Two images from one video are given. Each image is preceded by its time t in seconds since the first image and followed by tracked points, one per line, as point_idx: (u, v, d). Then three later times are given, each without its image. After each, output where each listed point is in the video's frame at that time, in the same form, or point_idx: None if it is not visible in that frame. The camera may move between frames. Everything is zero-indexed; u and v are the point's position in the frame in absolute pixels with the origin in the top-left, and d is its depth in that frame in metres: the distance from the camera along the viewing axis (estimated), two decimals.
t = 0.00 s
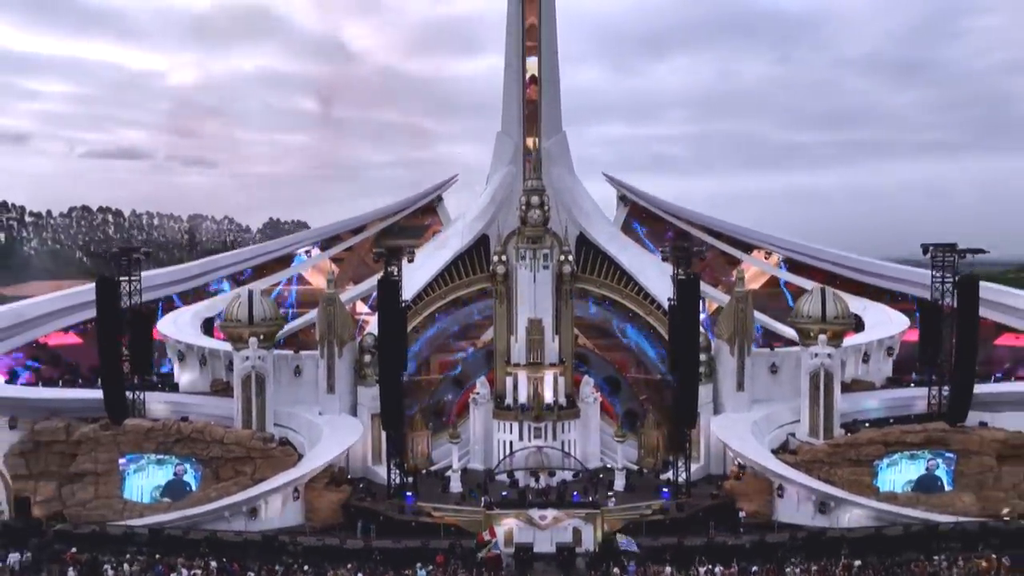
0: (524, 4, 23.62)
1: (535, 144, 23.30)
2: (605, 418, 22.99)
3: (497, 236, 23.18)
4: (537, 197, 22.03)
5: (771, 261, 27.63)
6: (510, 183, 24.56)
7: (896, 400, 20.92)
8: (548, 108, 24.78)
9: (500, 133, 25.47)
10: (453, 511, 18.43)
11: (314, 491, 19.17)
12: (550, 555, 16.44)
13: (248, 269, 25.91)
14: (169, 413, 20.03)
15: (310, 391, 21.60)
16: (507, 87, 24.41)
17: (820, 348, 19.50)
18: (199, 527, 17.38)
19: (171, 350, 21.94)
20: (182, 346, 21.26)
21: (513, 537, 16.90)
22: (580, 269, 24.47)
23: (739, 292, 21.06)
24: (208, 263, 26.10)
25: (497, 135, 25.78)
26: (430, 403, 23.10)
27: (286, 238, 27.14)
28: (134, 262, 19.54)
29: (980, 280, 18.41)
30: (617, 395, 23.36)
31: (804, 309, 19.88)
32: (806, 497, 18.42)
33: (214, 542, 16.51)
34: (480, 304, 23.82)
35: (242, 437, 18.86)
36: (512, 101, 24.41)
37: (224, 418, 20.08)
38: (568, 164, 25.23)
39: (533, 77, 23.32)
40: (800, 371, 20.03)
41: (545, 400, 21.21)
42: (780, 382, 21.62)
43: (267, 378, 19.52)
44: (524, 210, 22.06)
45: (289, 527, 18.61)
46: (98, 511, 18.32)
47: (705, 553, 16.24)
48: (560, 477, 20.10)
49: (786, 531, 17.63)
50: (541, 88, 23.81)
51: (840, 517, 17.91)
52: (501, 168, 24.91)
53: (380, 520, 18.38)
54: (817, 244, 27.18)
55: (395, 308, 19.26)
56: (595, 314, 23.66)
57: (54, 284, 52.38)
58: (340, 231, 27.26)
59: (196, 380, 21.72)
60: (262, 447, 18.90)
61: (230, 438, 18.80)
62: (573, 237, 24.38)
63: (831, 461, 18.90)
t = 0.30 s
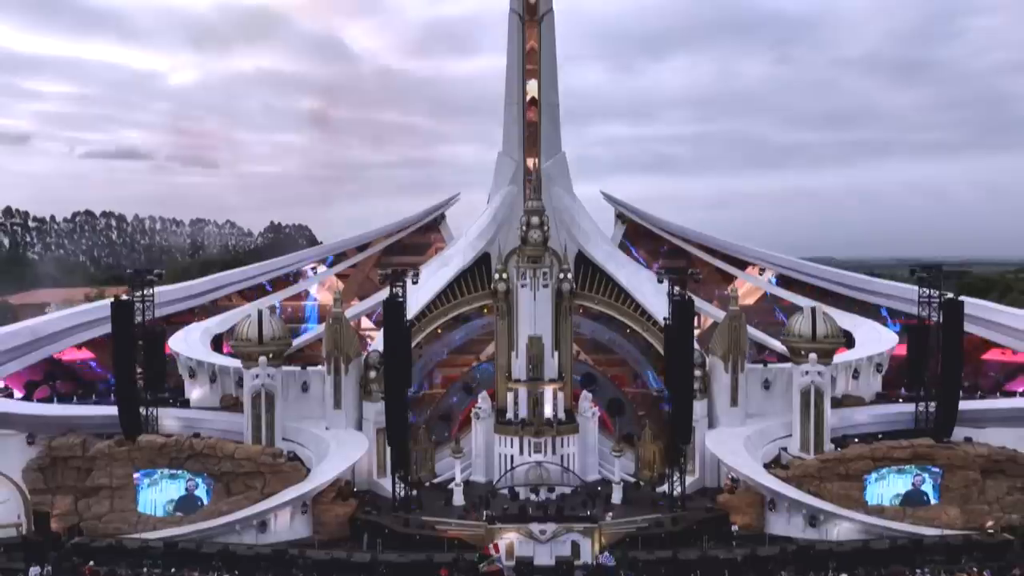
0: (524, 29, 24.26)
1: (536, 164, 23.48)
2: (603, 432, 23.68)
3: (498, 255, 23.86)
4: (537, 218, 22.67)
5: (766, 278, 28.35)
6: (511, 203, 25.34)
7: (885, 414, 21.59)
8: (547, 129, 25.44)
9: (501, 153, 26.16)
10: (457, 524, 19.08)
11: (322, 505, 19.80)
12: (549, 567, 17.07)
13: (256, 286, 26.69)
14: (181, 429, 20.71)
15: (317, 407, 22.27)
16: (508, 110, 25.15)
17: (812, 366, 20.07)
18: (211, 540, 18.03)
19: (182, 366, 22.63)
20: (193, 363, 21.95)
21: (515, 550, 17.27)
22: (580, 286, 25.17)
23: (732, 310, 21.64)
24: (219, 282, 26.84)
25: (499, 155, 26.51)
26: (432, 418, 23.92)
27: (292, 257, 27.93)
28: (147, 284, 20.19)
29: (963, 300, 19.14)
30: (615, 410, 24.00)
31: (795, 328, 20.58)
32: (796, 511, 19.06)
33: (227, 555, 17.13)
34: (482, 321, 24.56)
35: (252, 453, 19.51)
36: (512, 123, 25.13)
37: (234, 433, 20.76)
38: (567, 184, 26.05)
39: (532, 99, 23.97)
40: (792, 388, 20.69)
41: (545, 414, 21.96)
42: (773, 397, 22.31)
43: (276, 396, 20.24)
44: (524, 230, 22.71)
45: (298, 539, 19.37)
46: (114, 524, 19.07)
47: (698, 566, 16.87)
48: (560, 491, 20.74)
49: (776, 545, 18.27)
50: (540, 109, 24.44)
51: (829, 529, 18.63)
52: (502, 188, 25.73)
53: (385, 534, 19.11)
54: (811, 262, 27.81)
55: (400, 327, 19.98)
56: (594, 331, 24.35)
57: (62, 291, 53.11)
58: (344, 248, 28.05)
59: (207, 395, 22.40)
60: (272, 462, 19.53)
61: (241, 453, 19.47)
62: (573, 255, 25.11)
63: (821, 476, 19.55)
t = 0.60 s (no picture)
0: (524, 40, 24.94)
1: (536, 173, 24.05)
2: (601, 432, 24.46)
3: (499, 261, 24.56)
4: (536, 226, 23.36)
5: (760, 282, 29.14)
6: (512, 210, 26.10)
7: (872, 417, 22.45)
8: (547, 137, 26.17)
9: (502, 161, 26.87)
10: (459, 523, 19.88)
11: (329, 504, 20.59)
12: (548, 565, 17.84)
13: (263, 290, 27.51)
14: (193, 431, 21.51)
15: (324, 409, 23.05)
16: (509, 119, 25.80)
17: (801, 371, 20.82)
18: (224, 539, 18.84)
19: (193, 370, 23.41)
20: (204, 367, 22.73)
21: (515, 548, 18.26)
22: (578, 291, 25.92)
23: (725, 316, 22.36)
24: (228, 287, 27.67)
25: (500, 163, 27.21)
26: (435, 418, 24.80)
27: (299, 262, 28.75)
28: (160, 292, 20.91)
29: (948, 308, 19.92)
30: (612, 410, 24.72)
31: (786, 334, 21.28)
32: (786, 511, 19.81)
33: (240, 554, 17.93)
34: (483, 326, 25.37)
35: (262, 455, 20.30)
36: (513, 131, 25.76)
37: (244, 435, 21.56)
38: (566, 192, 26.82)
39: (532, 109, 24.57)
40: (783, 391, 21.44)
41: (545, 416, 22.72)
42: (764, 400, 23.11)
43: (285, 400, 21.09)
44: (525, 238, 23.42)
45: (307, 536, 20.17)
46: (129, 523, 19.97)
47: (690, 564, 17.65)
48: (559, 491, 21.53)
49: (765, 543, 19.04)
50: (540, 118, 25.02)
51: (817, 528, 19.41)
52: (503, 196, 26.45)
53: (391, 532, 19.98)
54: (803, 267, 28.50)
55: (405, 333, 20.72)
56: (592, 334, 25.13)
57: (67, 288, 53.71)
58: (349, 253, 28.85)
59: (217, 398, 23.19)
60: (282, 463, 20.35)
61: (252, 455, 20.29)
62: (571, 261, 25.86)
63: (809, 477, 20.34)
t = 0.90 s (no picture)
0: (524, 35, 25.48)
1: (536, 167, 24.77)
2: (599, 418, 25.41)
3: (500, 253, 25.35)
4: (536, 219, 24.12)
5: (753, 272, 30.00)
6: (512, 203, 26.85)
7: (859, 404, 23.33)
8: (546, 131, 26.86)
9: (503, 154, 27.57)
10: (462, 506, 20.86)
11: (338, 488, 21.58)
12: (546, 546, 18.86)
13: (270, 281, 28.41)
14: (206, 418, 22.44)
15: (331, 396, 23.95)
16: (510, 113, 26.44)
17: (790, 362, 21.71)
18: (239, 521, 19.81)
19: (204, 359, 24.30)
20: (215, 356, 23.62)
21: (515, 530, 19.41)
22: (577, 281, 26.75)
23: (718, 307, 23.20)
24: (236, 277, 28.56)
25: (501, 156, 27.91)
26: (439, 404, 25.74)
27: (305, 253, 29.62)
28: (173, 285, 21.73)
29: (932, 302, 20.76)
30: (609, 397, 25.65)
31: (776, 325, 22.13)
32: (774, 494, 20.78)
33: (255, 536, 18.91)
34: (484, 315, 26.23)
35: (273, 441, 21.25)
36: (514, 125, 26.42)
37: (256, 422, 22.50)
38: (565, 184, 27.54)
39: (532, 104, 25.19)
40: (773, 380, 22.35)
41: (544, 402, 23.66)
42: (755, 387, 24.03)
43: (295, 388, 22.03)
44: (525, 231, 24.19)
45: (317, 518, 21.14)
46: (147, 506, 20.83)
47: (681, 546, 18.65)
48: (557, 476, 22.50)
49: (753, 526, 19.99)
50: (540, 113, 25.65)
51: (803, 510, 20.38)
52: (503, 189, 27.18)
53: (398, 515, 20.93)
54: (797, 258, 29.23)
55: (410, 324, 21.57)
56: (590, 323, 26.01)
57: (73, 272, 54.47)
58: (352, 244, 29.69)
59: (229, 385, 24.10)
60: (292, 449, 21.31)
61: (264, 442, 21.23)
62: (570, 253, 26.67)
63: (796, 462, 21.28)
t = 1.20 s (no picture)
0: (525, 37, 26.07)
1: (536, 166, 25.49)
2: (597, 408, 26.35)
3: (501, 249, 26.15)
4: (537, 217, 24.89)
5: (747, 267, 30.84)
6: (514, 201, 27.62)
7: (848, 397, 24.20)
8: (546, 130, 27.54)
9: (504, 152, 28.29)
10: (466, 495, 21.80)
11: (347, 477, 22.53)
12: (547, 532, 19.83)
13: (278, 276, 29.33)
14: (220, 410, 23.36)
15: (339, 389, 24.85)
16: (511, 113, 27.11)
17: (781, 357, 22.60)
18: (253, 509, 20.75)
19: (217, 353, 25.20)
20: (228, 350, 24.53)
21: (516, 517, 20.43)
22: (576, 277, 27.60)
23: (713, 304, 24.08)
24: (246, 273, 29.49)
25: (503, 154, 28.64)
26: (443, 395, 26.67)
27: (312, 249, 30.53)
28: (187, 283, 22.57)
29: (917, 300, 21.62)
30: (607, 388, 26.58)
31: (768, 321, 22.98)
32: (764, 483, 21.69)
33: (269, 523, 19.86)
34: (486, 309, 27.08)
35: (285, 433, 22.19)
36: (515, 124, 27.11)
37: (267, 414, 23.44)
38: (565, 182, 28.29)
39: (533, 104, 25.86)
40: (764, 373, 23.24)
41: (544, 395, 24.57)
42: (748, 380, 24.92)
43: (305, 382, 22.95)
44: (525, 229, 24.98)
45: (327, 506, 22.03)
46: (165, 494, 21.71)
47: (674, 533, 19.60)
48: (557, 467, 23.44)
49: (744, 514, 20.91)
50: (541, 113, 26.34)
51: (791, 498, 21.32)
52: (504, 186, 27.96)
53: (404, 503, 21.84)
54: (790, 254, 30.08)
55: (415, 320, 22.41)
56: (589, 317, 26.89)
57: (81, 261, 55.36)
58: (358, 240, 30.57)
59: (241, 379, 25.02)
60: (303, 441, 22.24)
61: (276, 433, 22.17)
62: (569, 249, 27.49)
63: (786, 452, 22.20)
